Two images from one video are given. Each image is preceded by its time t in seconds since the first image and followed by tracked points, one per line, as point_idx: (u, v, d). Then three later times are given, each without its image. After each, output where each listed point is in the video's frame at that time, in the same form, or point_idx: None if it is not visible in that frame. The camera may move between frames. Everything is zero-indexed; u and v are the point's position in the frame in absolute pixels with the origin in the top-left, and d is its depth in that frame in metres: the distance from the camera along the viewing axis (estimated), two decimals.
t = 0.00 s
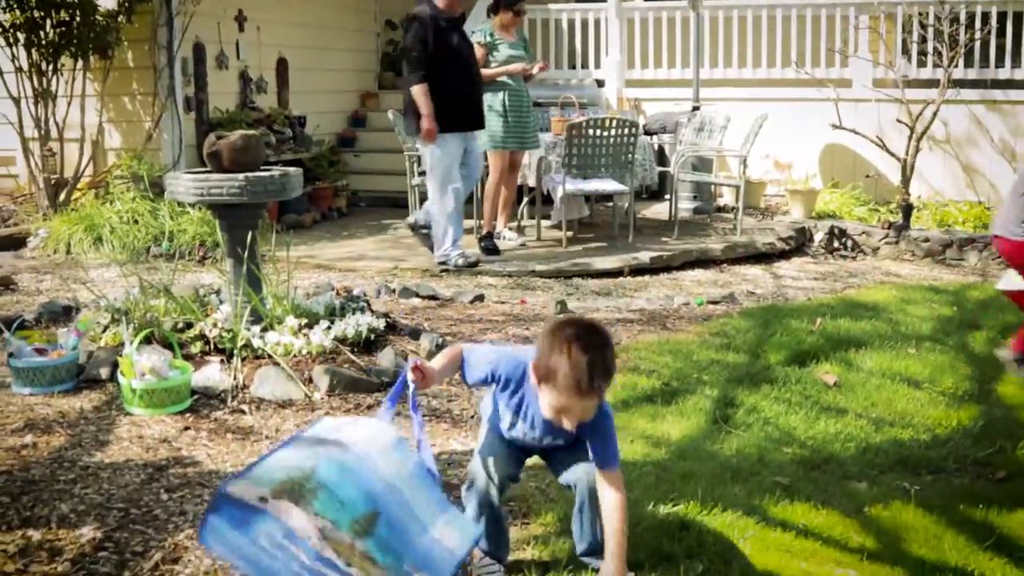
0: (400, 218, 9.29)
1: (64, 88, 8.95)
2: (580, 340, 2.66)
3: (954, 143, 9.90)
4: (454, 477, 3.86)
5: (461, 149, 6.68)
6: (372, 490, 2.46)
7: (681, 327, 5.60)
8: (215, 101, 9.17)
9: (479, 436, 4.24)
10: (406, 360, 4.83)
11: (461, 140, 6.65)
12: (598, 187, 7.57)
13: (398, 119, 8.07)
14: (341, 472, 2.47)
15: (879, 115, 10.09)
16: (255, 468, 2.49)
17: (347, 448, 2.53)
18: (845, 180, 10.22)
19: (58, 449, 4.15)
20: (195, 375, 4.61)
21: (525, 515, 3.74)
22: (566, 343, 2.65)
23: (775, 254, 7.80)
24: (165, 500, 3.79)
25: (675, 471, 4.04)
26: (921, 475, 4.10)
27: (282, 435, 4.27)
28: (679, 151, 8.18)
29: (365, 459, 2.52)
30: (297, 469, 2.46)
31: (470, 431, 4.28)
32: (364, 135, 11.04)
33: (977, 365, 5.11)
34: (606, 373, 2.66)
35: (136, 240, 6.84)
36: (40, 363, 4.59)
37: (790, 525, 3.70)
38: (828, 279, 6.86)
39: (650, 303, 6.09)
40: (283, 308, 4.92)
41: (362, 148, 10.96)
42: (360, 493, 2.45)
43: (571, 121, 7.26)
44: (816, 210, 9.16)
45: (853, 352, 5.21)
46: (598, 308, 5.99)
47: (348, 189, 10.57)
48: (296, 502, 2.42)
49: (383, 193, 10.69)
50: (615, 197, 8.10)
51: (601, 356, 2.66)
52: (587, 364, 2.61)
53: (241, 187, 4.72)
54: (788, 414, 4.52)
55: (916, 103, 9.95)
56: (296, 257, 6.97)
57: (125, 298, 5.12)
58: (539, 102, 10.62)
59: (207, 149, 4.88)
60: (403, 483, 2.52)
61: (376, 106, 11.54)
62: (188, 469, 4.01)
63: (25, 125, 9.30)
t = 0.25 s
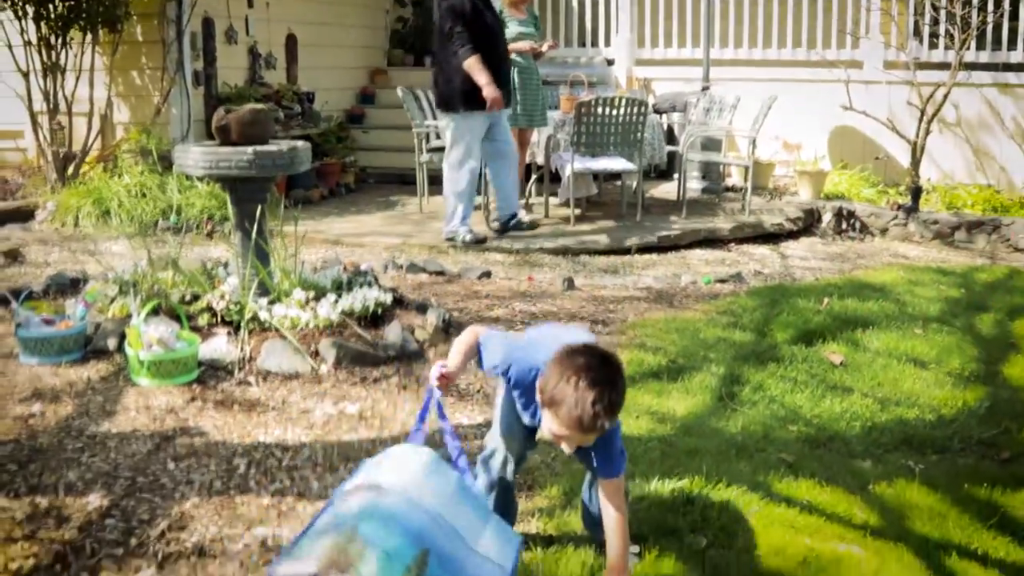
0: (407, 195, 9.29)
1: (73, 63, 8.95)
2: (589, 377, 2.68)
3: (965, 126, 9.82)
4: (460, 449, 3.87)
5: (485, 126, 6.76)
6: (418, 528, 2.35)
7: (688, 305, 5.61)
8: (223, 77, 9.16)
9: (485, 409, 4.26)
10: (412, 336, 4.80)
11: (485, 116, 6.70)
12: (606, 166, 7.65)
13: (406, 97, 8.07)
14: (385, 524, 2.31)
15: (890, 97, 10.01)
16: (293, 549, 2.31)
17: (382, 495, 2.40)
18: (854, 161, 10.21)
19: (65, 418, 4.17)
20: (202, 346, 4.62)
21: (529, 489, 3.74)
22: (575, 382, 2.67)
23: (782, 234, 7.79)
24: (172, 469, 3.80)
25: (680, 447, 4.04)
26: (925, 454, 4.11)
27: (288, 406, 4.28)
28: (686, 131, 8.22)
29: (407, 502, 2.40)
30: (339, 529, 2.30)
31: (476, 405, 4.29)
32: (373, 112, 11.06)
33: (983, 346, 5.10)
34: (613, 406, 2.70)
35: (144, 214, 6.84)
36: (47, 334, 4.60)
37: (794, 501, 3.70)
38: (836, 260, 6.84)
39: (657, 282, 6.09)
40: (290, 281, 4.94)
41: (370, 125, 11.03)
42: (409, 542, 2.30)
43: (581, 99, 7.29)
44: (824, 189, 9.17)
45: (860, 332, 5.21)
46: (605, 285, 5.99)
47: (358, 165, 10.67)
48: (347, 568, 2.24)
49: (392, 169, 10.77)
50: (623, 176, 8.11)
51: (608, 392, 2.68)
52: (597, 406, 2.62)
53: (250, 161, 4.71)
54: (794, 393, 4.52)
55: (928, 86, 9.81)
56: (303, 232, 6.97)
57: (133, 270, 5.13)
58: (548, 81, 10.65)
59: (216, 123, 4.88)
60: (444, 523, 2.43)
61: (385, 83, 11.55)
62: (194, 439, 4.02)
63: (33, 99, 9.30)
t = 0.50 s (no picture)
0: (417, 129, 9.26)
1: None
2: (580, 250, 2.47)
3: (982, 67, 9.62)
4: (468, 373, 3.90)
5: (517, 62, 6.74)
6: (446, 451, 2.47)
7: (697, 239, 5.61)
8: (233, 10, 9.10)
9: (493, 337, 4.28)
10: (421, 264, 4.85)
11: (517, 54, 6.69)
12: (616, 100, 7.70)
13: (418, 31, 8.03)
14: (414, 444, 2.45)
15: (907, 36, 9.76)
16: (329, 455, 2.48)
17: (416, 414, 2.52)
18: (869, 101, 10.13)
19: (76, 338, 4.20)
20: (211, 272, 4.64)
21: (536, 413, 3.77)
22: (560, 254, 2.48)
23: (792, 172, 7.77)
24: (181, 389, 3.83)
25: (687, 376, 4.06)
26: (931, 388, 4.12)
27: (297, 331, 4.31)
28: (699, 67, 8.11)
29: (438, 421, 2.51)
30: (371, 444, 2.45)
31: (484, 333, 4.31)
32: (385, 45, 11.12)
33: (993, 285, 5.09)
34: (600, 290, 2.45)
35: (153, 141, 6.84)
36: (58, 258, 4.62)
37: (798, 430, 3.71)
38: (847, 199, 6.81)
39: (667, 216, 6.08)
40: (300, 209, 4.95)
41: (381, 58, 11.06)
42: (435, 464, 2.43)
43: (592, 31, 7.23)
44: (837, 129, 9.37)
45: (869, 268, 5.20)
46: (614, 219, 5.98)
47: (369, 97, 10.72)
48: (374, 482, 2.40)
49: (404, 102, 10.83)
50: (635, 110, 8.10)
51: (594, 269, 2.45)
52: (574, 282, 2.42)
53: (261, 87, 4.69)
54: (801, 326, 4.53)
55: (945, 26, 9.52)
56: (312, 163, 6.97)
57: (143, 196, 5.14)
58: (564, 15, 10.71)
59: (227, 49, 4.86)
60: (472, 447, 2.53)
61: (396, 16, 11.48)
62: (204, 361, 4.05)
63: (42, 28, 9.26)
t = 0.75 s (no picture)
0: (422, 88, 9.24)
1: None
2: (524, 119, 2.30)
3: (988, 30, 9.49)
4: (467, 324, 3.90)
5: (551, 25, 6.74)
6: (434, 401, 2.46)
7: (699, 198, 5.61)
8: None
9: (493, 290, 4.29)
10: (423, 219, 4.89)
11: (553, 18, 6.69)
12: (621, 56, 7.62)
13: None
14: (403, 396, 2.43)
15: None
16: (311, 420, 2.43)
17: (401, 364, 2.52)
18: (874, 62, 10.13)
19: (78, 289, 4.20)
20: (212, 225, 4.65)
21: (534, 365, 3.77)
22: (507, 124, 2.31)
23: (796, 134, 7.76)
24: (182, 338, 3.83)
25: (686, 330, 4.05)
26: (931, 345, 4.11)
27: (297, 283, 4.32)
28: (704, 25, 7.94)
29: (422, 370, 2.50)
30: (357, 404, 2.42)
31: (484, 286, 4.31)
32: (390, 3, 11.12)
33: (994, 244, 5.09)
34: (549, 162, 2.27)
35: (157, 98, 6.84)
36: (60, 210, 4.62)
37: (797, 383, 3.70)
38: (851, 159, 6.80)
39: (669, 175, 6.08)
40: (302, 163, 4.98)
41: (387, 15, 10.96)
42: (423, 418, 2.41)
43: None
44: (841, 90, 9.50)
45: (871, 227, 5.20)
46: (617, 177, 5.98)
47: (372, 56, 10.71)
48: (362, 445, 2.36)
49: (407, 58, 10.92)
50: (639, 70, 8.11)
51: (542, 135, 2.28)
52: (517, 151, 2.26)
53: (263, 39, 4.68)
54: (802, 283, 4.53)
55: None
56: (316, 121, 6.96)
57: (145, 150, 5.14)
58: None
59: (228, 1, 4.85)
60: (461, 391, 2.52)
61: None
62: (205, 312, 4.05)
63: None
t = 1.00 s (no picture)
0: (421, 44, 9.22)
1: None
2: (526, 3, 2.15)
3: None
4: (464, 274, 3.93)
5: None
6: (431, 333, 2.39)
7: (697, 151, 5.62)
8: None
9: (490, 241, 4.31)
10: (422, 173, 4.88)
11: None
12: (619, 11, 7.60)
13: None
14: (402, 329, 2.33)
15: None
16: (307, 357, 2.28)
17: (391, 292, 2.39)
18: (873, 17, 10.11)
19: (78, 242, 4.23)
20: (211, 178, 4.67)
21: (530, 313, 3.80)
22: (507, 5, 2.18)
23: (795, 88, 7.76)
24: (181, 289, 3.86)
25: (682, 280, 4.08)
26: (925, 295, 4.14)
27: (296, 235, 4.34)
28: None
29: (416, 300, 2.39)
30: (360, 339, 2.29)
31: (482, 237, 4.34)
32: None
33: (990, 195, 5.11)
34: (548, 44, 2.13)
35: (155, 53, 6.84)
36: (61, 164, 4.63)
37: (792, 332, 3.73)
38: (849, 113, 6.80)
39: (667, 128, 6.09)
40: (300, 116, 4.99)
41: None
42: (422, 352, 2.34)
43: None
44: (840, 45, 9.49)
45: (867, 179, 5.21)
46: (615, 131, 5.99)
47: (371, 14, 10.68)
48: (364, 384, 2.27)
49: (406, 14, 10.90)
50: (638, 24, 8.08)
51: (545, 19, 2.13)
52: (517, 35, 2.12)
53: None
54: (797, 235, 4.55)
55: None
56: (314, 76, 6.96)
57: (144, 104, 5.15)
58: None
59: None
60: (455, 320, 2.45)
61: None
62: (204, 263, 4.08)
63: None
